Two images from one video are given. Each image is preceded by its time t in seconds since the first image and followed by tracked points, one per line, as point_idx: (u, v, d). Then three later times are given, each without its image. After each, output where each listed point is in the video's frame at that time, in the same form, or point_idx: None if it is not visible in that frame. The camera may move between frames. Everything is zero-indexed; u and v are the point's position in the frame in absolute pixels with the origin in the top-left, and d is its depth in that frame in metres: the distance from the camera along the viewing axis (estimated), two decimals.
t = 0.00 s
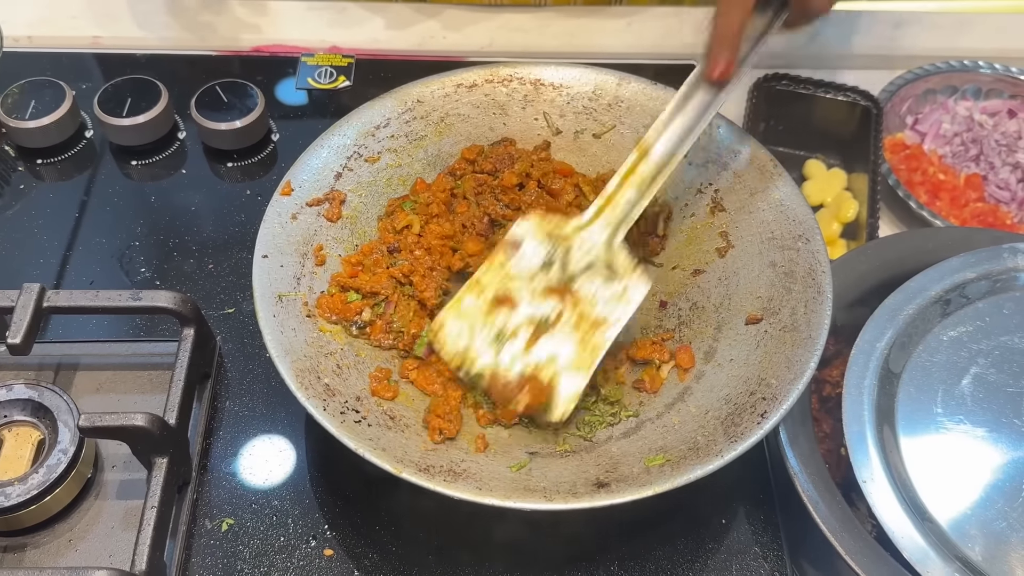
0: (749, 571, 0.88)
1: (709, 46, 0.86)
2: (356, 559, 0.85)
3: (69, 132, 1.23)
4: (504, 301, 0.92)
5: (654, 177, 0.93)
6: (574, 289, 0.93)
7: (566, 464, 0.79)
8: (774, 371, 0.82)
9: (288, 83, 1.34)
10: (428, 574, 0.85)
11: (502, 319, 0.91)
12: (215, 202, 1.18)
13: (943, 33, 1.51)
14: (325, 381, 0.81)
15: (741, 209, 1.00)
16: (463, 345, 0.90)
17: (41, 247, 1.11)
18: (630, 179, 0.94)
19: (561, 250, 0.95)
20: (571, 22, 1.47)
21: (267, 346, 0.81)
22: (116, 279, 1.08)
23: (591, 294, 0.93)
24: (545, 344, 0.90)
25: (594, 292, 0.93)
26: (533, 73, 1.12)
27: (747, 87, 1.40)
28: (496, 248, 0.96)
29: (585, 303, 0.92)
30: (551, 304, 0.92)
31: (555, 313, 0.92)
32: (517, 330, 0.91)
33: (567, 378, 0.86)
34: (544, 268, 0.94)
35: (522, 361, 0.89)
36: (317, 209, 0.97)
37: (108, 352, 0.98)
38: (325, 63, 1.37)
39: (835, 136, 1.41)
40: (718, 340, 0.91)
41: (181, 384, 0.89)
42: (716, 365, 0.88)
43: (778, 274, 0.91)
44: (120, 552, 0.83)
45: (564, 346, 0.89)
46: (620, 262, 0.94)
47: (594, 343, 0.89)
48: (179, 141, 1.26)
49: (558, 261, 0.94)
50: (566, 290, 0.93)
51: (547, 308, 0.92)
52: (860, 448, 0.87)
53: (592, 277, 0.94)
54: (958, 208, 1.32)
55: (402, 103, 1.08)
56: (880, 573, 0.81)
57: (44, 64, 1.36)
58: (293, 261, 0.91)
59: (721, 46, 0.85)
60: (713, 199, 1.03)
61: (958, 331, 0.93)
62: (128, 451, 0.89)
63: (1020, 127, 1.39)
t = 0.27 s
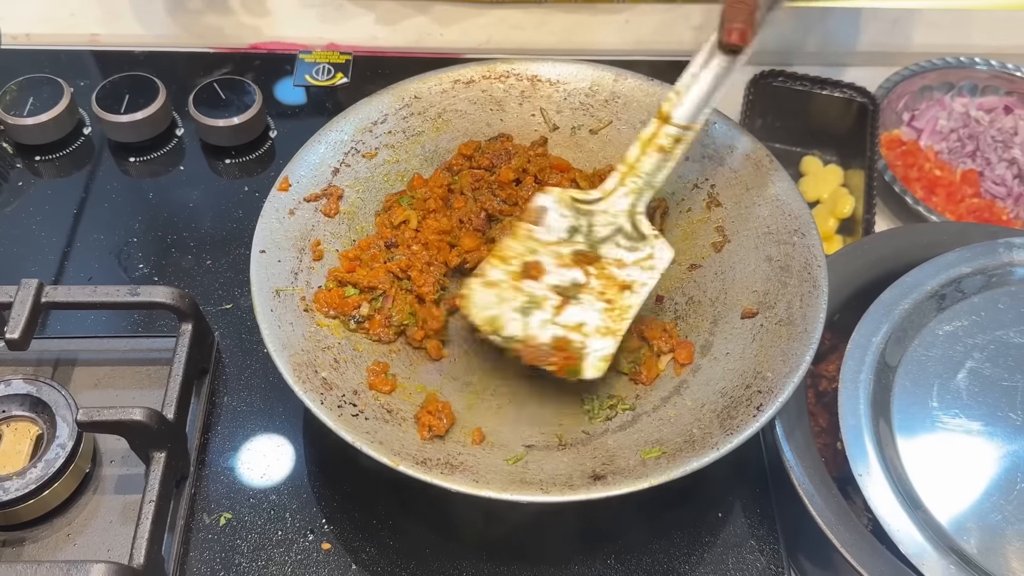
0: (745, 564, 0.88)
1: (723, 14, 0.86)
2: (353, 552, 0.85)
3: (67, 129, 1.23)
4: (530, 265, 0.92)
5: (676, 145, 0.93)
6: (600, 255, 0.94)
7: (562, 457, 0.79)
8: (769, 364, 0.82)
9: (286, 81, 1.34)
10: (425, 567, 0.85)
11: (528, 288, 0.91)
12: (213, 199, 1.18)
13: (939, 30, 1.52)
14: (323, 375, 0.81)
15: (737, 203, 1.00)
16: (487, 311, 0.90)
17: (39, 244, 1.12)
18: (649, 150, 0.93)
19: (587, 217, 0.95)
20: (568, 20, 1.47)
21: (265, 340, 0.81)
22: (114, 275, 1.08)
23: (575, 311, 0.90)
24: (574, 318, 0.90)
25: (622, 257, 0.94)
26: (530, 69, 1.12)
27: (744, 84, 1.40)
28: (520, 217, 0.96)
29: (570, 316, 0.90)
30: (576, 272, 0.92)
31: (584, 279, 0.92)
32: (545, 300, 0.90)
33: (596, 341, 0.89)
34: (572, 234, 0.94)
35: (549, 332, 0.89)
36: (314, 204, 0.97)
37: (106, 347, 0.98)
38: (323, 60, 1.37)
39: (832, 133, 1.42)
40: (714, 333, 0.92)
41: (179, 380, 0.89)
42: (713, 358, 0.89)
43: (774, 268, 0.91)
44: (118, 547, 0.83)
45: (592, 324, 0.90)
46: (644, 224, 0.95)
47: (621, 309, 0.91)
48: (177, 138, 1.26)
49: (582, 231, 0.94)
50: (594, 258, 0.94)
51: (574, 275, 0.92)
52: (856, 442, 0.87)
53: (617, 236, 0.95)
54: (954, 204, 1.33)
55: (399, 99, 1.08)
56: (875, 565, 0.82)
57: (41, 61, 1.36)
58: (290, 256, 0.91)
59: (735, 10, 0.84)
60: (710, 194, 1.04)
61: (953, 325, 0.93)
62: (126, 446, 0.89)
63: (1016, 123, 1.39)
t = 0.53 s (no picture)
0: (742, 559, 0.88)
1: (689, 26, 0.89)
2: (351, 548, 0.86)
3: (65, 126, 1.23)
4: (500, 266, 0.98)
5: (636, 157, 0.96)
6: (556, 264, 0.98)
7: (559, 453, 0.79)
8: (764, 359, 0.82)
9: (283, 78, 1.35)
10: (422, 562, 0.85)
11: (488, 291, 0.97)
12: (210, 196, 1.19)
13: (936, 26, 1.52)
14: (319, 371, 0.81)
15: (733, 199, 1.00)
16: (454, 316, 0.96)
17: (37, 240, 1.12)
18: (610, 161, 0.97)
19: (547, 226, 0.98)
20: (565, 17, 1.48)
21: (261, 337, 0.81)
22: (112, 271, 1.08)
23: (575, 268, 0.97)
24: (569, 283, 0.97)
25: (579, 268, 0.97)
26: (527, 66, 1.12)
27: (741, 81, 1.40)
28: (486, 224, 1.00)
29: (570, 279, 0.97)
30: (534, 281, 0.97)
31: (541, 288, 0.97)
32: (503, 303, 0.96)
33: (549, 349, 0.93)
34: (533, 245, 0.98)
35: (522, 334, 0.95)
36: (311, 201, 0.97)
37: (103, 344, 0.99)
38: (320, 57, 1.38)
39: (828, 130, 1.42)
40: (710, 329, 0.92)
41: (176, 375, 0.89)
42: (709, 353, 0.89)
43: (770, 264, 0.92)
44: (116, 542, 0.84)
45: (545, 321, 0.95)
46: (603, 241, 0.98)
47: (575, 318, 0.94)
48: (174, 134, 1.26)
49: (542, 238, 0.98)
50: (552, 267, 0.98)
51: (532, 284, 0.97)
52: (852, 437, 0.87)
53: (571, 248, 0.98)
54: (951, 200, 1.33)
55: (396, 96, 1.08)
56: (871, 560, 0.82)
57: (39, 59, 1.36)
58: (287, 252, 0.92)
59: (699, 26, 0.88)
60: (706, 190, 1.04)
61: (949, 321, 0.94)
62: (124, 442, 0.90)
63: (1012, 120, 1.39)
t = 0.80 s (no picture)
0: (739, 556, 0.88)
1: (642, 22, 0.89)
2: (349, 546, 0.86)
3: (64, 126, 1.23)
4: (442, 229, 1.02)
5: (580, 140, 1.02)
6: (495, 231, 1.03)
7: (556, 450, 0.79)
8: (761, 357, 0.83)
9: (282, 77, 1.35)
10: (421, 559, 0.86)
11: (427, 253, 1.00)
12: (209, 195, 1.19)
13: (933, 26, 1.53)
14: (317, 368, 0.82)
15: (730, 198, 1.01)
16: (395, 275, 0.99)
17: (36, 240, 1.12)
18: (557, 141, 1.03)
19: (488, 201, 1.04)
20: (563, 17, 1.48)
21: (260, 335, 0.82)
22: (111, 270, 1.09)
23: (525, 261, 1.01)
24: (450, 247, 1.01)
25: (516, 235, 1.03)
26: (525, 66, 1.13)
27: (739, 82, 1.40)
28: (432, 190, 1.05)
29: (506, 245, 1.02)
30: (472, 245, 1.01)
31: (476, 251, 1.01)
32: (443, 266, 0.99)
33: (479, 305, 0.97)
34: (475, 210, 1.03)
35: (442, 289, 0.98)
36: (310, 200, 0.98)
37: (103, 342, 0.99)
38: (319, 57, 1.38)
39: (826, 130, 1.42)
40: (707, 327, 0.92)
41: (175, 374, 0.90)
42: (707, 351, 0.89)
43: (766, 263, 0.92)
44: (116, 539, 0.84)
45: (473, 280, 0.99)
46: (541, 210, 1.04)
47: (506, 280, 1.00)
48: (173, 134, 1.26)
49: (484, 207, 1.04)
50: (490, 233, 1.03)
51: (469, 248, 1.01)
52: (848, 434, 0.87)
53: (513, 218, 1.03)
54: (948, 199, 1.33)
55: (394, 95, 1.09)
56: (867, 557, 0.82)
57: (39, 58, 1.36)
58: (286, 251, 0.92)
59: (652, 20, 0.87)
60: (703, 189, 1.04)
61: (945, 319, 0.94)
62: (123, 440, 0.90)
63: (1009, 119, 1.40)
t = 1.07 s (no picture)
0: (740, 554, 0.89)
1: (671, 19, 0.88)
2: (351, 544, 0.86)
3: (64, 126, 1.24)
4: (481, 217, 1.07)
5: (614, 130, 0.99)
6: (533, 219, 1.06)
7: (557, 448, 0.79)
8: (761, 356, 0.83)
9: (283, 78, 1.35)
10: (422, 558, 0.86)
11: (466, 240, 1.06)
12: (210, 195, 1.19)
13: (931, 26, 1.53)
14: (318, 367, 0.82)
15: (730, 198, 1.01)
16: (428, 260, 1.03)
17: (37, 240, 1.12)
18: (589, 133, 1.00)
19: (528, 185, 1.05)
20: (563, 18, 1.49)
21: (261, 334, 0.82)
22: (112, 270, 1.09)
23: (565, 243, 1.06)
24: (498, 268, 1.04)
25: (554, 223, 1.06)
26: (525, 66, 1.13)
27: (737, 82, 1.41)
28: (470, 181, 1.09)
29: (545, 234, 1.06)
30: (510, 232, 1.06)
31: (516, 238, 1.06)
32: (482, 251, 1.05)
33: (519, 291, 1.03)
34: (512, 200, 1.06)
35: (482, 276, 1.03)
36: (310, 200, 0.98)
37: (104, 342, 0.99)
38: (319, 57, 1.38)
39: (826, 130, 1.43)
40: (707, 326, 0.93)
41: (176, 373, 0.90)
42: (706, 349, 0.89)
43: (766, 262, 0.92)
44: (116, 539, 0.84)
45: (513, 266, 1.04)
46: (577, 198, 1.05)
47: (547, 266, 1.05)
48: (174, 134, 1.26)
49: (522, 196, 1.06)
50: (529, 221, 1.06)
51: (508, 235, 1.06)
52: (847, 433, 0.88)
53: (549, 204, 1.05)
54: (947, 199, 1.33)
55: (394, 96, 1.09)
56: (866, 555, 0.82)
57: (39, 59, 1.36)
58: (286, 251, 0.92)
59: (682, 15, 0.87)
60: (702, 189, 1.05)
61: (944, 318, 0.94)
62: (124, 440, 0.90)
63: (1008, 119, 1.40)
